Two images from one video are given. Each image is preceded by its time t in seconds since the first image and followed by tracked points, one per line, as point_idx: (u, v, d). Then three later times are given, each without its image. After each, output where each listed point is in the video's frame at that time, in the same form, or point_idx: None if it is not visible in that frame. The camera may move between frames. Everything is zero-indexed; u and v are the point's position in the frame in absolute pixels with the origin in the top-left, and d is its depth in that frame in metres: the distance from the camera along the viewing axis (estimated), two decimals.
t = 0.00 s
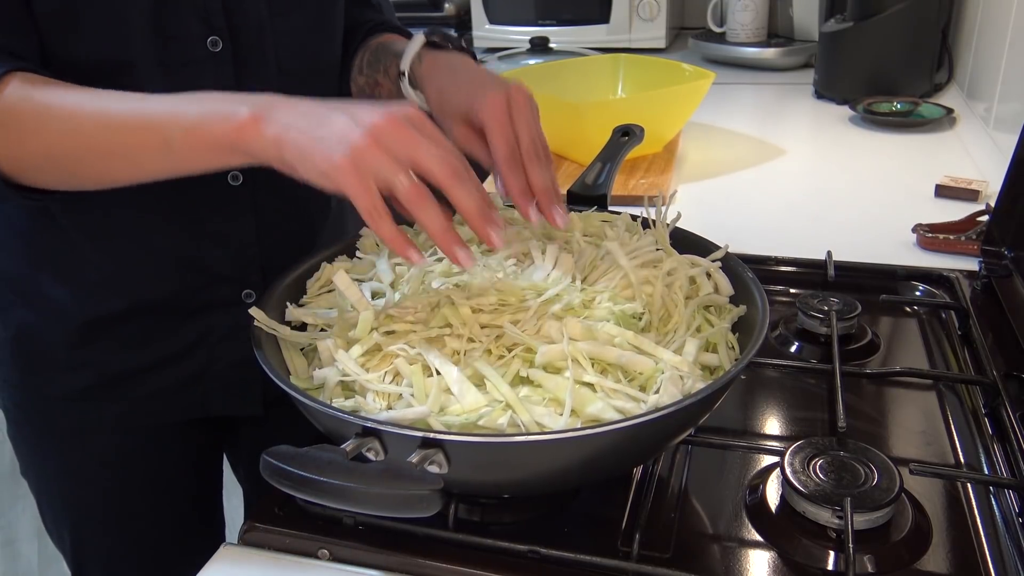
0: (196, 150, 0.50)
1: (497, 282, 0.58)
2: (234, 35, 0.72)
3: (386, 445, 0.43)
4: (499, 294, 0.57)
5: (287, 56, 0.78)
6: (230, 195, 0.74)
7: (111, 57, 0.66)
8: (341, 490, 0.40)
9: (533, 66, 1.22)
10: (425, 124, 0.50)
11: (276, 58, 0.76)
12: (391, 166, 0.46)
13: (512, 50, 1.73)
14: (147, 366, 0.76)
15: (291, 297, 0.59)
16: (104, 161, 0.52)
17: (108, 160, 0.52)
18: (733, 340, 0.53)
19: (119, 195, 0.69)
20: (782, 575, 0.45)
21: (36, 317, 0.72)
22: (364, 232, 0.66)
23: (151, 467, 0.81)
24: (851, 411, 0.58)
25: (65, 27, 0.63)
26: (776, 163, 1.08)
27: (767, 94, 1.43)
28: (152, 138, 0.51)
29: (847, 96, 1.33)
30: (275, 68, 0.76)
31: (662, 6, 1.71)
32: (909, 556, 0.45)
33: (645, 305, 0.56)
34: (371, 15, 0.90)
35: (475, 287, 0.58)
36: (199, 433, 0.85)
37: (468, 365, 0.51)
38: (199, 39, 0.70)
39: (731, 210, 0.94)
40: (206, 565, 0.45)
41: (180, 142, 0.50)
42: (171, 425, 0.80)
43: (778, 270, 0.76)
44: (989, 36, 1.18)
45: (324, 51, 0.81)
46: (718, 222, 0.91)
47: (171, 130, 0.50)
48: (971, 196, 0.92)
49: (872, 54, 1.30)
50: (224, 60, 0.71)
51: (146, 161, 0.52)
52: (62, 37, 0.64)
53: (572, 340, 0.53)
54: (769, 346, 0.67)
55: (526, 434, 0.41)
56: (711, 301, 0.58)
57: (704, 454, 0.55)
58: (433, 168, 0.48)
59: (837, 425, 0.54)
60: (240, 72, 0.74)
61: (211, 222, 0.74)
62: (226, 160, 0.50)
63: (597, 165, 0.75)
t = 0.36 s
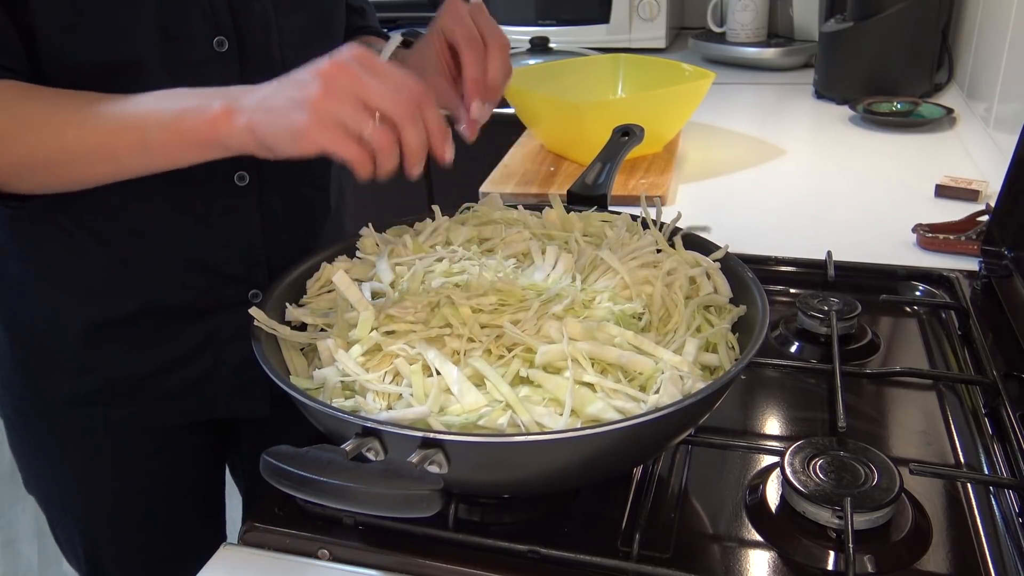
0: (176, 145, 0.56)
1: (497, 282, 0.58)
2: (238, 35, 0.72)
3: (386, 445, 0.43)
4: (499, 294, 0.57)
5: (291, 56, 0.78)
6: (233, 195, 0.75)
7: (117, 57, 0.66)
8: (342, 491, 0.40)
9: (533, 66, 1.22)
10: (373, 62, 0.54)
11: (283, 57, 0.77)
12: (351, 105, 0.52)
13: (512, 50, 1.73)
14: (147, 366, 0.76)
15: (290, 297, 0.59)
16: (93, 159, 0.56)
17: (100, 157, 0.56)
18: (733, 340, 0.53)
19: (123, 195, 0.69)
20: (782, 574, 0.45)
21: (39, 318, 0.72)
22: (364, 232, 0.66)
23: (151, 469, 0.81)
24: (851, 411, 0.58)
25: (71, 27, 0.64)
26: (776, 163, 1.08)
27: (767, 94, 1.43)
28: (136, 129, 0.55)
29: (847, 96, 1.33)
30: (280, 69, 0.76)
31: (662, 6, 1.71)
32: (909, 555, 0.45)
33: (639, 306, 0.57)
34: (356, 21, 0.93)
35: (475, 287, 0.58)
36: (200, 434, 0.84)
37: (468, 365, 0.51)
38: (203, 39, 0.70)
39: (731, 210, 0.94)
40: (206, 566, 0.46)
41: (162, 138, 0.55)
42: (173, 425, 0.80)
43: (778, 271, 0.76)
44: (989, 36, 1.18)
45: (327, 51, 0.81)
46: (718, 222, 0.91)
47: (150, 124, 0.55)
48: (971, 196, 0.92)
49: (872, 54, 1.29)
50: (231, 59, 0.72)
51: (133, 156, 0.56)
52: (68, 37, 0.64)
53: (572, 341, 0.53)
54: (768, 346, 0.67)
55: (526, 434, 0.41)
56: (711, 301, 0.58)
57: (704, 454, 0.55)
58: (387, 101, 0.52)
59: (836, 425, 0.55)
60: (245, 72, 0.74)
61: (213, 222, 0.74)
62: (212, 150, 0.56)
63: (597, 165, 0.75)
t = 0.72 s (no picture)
0: (178, 150, 0.57)
1: (497, 282, 0.58)
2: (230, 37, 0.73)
3: (386, 445, 0.43)
4: (499, 294, 0.57)
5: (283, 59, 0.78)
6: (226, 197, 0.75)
7: (115, 61, 0.66)
8: (341, 490, 0.40)
9: (533, 66, 1.22)
10: (384, 87, 0.57)
11: (277, 59, 0.77)
12: (363, 133, 0.54)
13: (512, 50, 1.73)
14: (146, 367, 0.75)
15: (290, 297, 0.59)
16: (98, 157, 0.58)
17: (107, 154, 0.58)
18: (733, 339, 0.53)
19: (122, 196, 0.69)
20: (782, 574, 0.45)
21: (38, 319, 0.72)
22: (364, 232, 0.66)
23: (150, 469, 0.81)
24: (851, 411, 0.58)
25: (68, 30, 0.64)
26: (776, 163, 1.08)
27: (768, 94, 1.43)
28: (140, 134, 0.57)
29: (847, 96, 1.33)
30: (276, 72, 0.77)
31: (662, 6, 1.71)
32: (909, 556, 0.45)
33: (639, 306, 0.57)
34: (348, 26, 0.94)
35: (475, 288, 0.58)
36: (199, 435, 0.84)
37: (468, 365, 0.51)
38: (199, 40, 0.70)
39: (732, 210, 0.94)
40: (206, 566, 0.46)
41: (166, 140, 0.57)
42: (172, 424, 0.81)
43: (779, 271, 0.76)
44: (989, 36, 1.18)
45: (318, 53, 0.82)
46: (718, 222, 0.91)
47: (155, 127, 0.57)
48: (971, 196, 0.92)
49: (872, 53, 1.29)
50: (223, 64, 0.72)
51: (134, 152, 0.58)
52: (66, 40, 0.64)
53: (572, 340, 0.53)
54: (768, 346, 0.67)
55: (526, 434, 0.41)
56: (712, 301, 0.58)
57: (704, 454, 0.55)
58: (394, 129, 0.55)
59: (836, 425, 0.55)
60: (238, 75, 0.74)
61: (211, 223, 0.74)
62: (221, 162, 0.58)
63: (597, 165, 0.75)
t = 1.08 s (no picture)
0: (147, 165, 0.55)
1: (497, 282, 0.58)
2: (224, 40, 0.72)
3: (386, 445, 0.43)
4: (499, 293, 0.57)
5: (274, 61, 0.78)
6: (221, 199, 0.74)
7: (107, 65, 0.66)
8: (341, 490, 0.40)
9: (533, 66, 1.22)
10: (342, 94, 0.54)
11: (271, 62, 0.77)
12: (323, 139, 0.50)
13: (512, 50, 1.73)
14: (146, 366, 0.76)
15: (290, 297, 0.59)
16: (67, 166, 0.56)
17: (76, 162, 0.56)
18: (733, 340, 0.53)
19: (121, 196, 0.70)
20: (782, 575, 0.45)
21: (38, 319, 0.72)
22: (364, 233, 0.66)
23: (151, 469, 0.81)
24: (851, 411, 0.58)
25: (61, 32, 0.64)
26: (776, 163, 1.08)
27: (768, 94, 1.43)
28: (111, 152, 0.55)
29: (847, 96, 1.33)
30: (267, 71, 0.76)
31: (662, 6, 1.71)
32: (909, 555, 0.45)
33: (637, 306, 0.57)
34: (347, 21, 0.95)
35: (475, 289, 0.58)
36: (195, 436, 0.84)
37: (468, 365, 0.51)
38: (191, 43, 0.70)
39: (732, 210, 0.94)
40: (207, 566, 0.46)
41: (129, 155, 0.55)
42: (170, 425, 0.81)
43: (779, 271, 0.76)
44: (989, 36, 1.18)
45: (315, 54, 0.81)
46: (718, 222, 0.91)
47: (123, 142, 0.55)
48: (971, 196, 0.92)
49: (872, 53, 1.29)
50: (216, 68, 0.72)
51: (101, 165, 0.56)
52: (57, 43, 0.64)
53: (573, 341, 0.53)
54: (768, 346, 0.67)
55: (526, 434, 0.41)
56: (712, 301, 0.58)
57: (703, 454, 0.55)
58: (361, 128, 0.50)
59: (836, 425, 0.55)
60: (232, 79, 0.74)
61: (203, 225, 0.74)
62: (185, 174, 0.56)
63: (597, 165, 0.75)
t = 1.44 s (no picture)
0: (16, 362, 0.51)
1: (496, 282, 0.58)
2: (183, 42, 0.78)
3: (386, 445, 0.43)
4: (499, 294, 0.57)
5: (242, 61, 0.82)
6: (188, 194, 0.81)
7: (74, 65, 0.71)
8: (341, 491, 0.40)
9: (534, 66, 1.22)
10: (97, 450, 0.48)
11: (229, 61, 0.82)
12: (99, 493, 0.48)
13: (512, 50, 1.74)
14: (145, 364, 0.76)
15: (289, 297, 0.59)
16: None
17: None
18: (734, 340, 0.53)
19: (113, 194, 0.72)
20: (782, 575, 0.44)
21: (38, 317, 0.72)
22: (363, 233, 0.66)
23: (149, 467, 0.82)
24: (851, 411, 0.58)
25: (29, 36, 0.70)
26: (776, 163, 1.08)
27: (768, 94, 1.43)
28: None
29: (847, 96, 1.33)
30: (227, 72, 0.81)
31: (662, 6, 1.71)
32: (910, 556, 0.45)
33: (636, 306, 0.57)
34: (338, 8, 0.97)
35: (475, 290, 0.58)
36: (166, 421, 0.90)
37: (468, 365, 0.51)
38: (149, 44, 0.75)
39: (731, 210, 0.94)
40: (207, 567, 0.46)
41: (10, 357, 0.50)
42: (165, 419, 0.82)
43: (779, 271, 0.76)
44: (989, 36, 1.18)
45: (273, 50, 0.86)
46: (718, 221, 0.91)
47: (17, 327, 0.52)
48: (971, 196, 0.92)
49: (872, 53, 1.29)
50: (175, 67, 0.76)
51: None
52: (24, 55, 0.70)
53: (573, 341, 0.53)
54: (769, 346, 0.67)
55: (526, 434, 0.41)
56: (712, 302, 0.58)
57: (703, 454, 0.55)
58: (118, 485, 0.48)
59: (837, 425, 0.54)
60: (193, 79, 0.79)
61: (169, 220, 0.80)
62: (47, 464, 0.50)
63: (597, 165, 0.75)
